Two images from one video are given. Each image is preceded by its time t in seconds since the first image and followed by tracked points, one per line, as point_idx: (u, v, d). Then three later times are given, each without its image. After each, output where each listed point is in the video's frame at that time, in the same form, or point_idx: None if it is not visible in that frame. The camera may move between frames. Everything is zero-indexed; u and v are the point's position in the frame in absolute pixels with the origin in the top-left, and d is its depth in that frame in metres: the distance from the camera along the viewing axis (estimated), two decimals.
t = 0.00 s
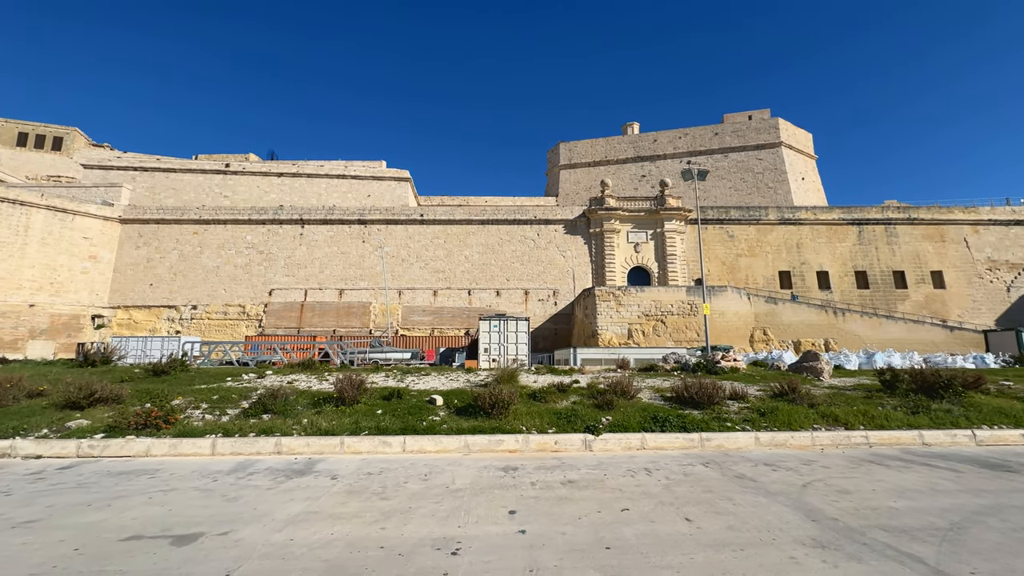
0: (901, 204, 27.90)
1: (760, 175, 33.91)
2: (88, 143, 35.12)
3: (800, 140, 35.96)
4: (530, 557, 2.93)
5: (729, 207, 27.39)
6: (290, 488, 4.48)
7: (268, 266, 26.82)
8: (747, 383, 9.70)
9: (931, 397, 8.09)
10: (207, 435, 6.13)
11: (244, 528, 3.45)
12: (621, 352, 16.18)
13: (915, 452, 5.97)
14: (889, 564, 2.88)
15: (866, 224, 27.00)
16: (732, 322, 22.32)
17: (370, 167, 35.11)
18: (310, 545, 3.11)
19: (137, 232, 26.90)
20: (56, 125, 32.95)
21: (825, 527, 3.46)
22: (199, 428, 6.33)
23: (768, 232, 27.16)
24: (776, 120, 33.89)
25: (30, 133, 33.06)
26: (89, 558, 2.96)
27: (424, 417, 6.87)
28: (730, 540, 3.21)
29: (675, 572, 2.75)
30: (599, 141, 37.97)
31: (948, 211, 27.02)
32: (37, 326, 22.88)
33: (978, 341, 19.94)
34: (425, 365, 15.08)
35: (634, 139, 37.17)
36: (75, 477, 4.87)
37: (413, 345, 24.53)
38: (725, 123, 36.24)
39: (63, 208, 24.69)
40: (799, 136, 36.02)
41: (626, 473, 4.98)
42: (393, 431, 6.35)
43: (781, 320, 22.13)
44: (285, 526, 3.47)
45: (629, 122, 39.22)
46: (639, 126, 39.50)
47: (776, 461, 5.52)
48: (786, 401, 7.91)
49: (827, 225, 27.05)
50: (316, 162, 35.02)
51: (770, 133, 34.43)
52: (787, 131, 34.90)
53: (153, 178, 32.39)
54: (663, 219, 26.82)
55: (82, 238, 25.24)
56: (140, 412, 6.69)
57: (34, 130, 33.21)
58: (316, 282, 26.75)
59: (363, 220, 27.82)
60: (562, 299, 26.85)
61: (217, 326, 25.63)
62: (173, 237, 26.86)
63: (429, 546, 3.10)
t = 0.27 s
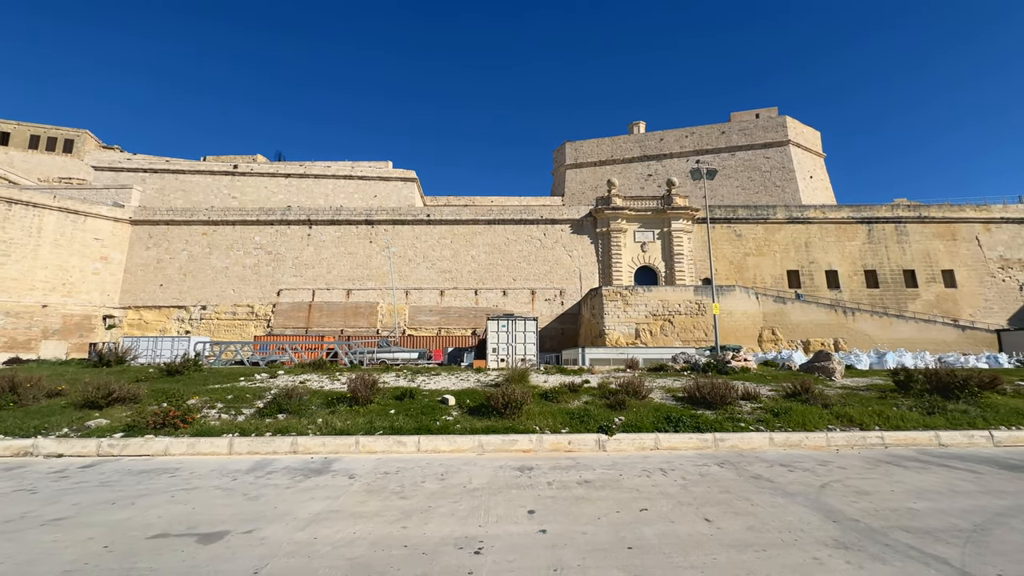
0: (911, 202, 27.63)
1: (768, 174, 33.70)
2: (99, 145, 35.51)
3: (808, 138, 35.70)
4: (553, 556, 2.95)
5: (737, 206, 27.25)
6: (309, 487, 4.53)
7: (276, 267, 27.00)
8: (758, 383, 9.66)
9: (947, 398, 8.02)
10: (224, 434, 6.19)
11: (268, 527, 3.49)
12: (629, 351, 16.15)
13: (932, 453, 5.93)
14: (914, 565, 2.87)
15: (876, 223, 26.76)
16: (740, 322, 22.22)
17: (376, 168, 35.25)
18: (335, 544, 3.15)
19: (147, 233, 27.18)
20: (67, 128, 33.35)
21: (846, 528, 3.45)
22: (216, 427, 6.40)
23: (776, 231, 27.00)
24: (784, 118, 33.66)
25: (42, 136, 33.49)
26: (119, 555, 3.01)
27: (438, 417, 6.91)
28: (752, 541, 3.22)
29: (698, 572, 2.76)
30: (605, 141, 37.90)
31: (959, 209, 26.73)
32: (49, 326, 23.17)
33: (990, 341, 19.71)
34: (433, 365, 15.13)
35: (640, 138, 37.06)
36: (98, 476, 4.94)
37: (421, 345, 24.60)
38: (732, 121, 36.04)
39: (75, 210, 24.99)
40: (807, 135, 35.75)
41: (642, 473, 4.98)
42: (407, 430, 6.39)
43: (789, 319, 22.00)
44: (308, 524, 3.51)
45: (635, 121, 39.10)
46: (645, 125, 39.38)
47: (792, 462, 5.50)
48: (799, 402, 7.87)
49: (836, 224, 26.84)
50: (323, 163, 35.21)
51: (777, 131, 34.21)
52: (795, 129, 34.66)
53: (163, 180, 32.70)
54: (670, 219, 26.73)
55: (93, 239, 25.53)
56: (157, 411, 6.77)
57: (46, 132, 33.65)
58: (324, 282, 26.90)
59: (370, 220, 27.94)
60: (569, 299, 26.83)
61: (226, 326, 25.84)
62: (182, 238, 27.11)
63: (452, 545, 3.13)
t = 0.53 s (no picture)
0: (924, 200, 27.25)
1: (777, 172, 33.41)
2: (111, 147, 35.97)
3: (818, 135, 35.33)
4: (580, 554, 2.95)
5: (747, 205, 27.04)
6: (330, 484, 4.56)
7: (285, 267, 27.20)
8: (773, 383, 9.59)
9: (967, 397, 7.90)
10: (243, 432, 6.25)
11: (293, 523, 3.51)
12: (640, 351, 16.09)
13: (955, 453, 5.85)
14: (948, 565, 2.84)
15: (888, 221, 26.43)
16: (751, 321, 22.05)
17: (384, 168, 35.39)
18: (362, 540, 3.17)
19: (159, 234, 27.49)
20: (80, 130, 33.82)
21: (874, 528, 3.41)
22: (235, 425, 6.46)
23: (786, 230, 26.77)
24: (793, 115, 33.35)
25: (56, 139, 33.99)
26: (151, 550, 3.05)
27: (453, 416, 6.93)
28: (780, 540, 3.19)
29: (728, 571, 2.74)
30: (613, 139, 37.77)
31: (974, 206, 26.33)
32: (65, 326, 23.51)
33: (1006, 340, 19.42)
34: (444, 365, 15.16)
35: (648, 137, 36.88)
36: (122, 473, 5.01)
37: (429, 344, 24.66)
38: (741, 119, 35.76)
39: (89, 211, 25.33)
40: (817, 132, 35.38)
41: (661, 472, 4.96)
42: (424, 428, 6.42)
43: (800, 319, 21.81)
44: (333, 521, 3.53)
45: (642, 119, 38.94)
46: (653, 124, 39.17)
47: (812, 462, 5.45)
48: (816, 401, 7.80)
49: (847, 222, 26.55)
50: (331, 164, 35.40)
51: (787, 129, 33.90)
52: (805, 126, 34.33)
53: (174, 181, 33.04)
54: (678, 217, 26.57)
55: (107, 240, 25.87)
56: (177, 410, 6.84)
57: (60, 135, 34.15)
58: (333, 282, 27.07)
59: (379, 220, 28.05)
60: (577, 298, 26.77)
61: (237, 326, 26.07)
62: (194, 239, 27.39)
63: (478, 542, 3.14)
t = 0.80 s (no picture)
0: (941, 197, 26.75)
1: (790, 170, 33.01)
2: (126, 151, 36.55)
3: (831, 132, 34.85)
4: (610, 558, 2.93)
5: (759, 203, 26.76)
6: (353, 486, 4.57)
7: (297, 268, 27.43)
8: (791, 383, 9.47)
9: (993, 399, 7.73)
10: (264, 432, 6.31)
11: (320, 524, 3.53)
12: (653, 351, 15.99)
13: (984, 456, 5.72)
14: (988, 573, 2.77)
15: (904, 219, 25.98)
16: (764, 321, 21.82)
17: (393, 169, 35.57)
18: (390, 542, 3.17)
19: (174, 236, 27.86)
20: (97, 134, 34.41)
21: (908, 533, 3.34)
22: (255, 426, 6.53)
23: (799, 228, 26.43)
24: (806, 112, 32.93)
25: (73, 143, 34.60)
26: (183, 550, 3.08)
27: (471, 417, 6.93)
28: (812, 545, 3.15)
29: None
30: (622, 138, 37.58)
31: (993, 203, 25.79)
32: (83, 327, 23.93)
33: None
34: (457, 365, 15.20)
35: (658, 136, 36.65)
36: (147, 473, 5.07)
37: (440, 344, 24.72)
38: (752, 117, 35.40)
39: (106, 214, 25.73)
40: (830, 129, 34.89)
41: (684, 475, 4.92)
42: (442, 429, 6.43)
43: (815, 318, 21.52)
44: (359, 523, 3.54)
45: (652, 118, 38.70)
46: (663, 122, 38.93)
47: (837, 464, 5.37)
48: (837, 402, 7.69)
49: (862, 220, 26.15)
50: (341, 165, 35.64)
51: (799, 126, 33.47)
52: (818, 124, 33.87)
53: (187, 184, 33.47)
54: (689, 217, 26.36)
55: (123, 242, 26.27)
56: (198, 410, 6.93)
57: (77, 139, 34.76)
58: (344, 283, 27.25)
59: (389, 221, 28.17)
60: (587, 298, 26.67)
61: (250, 326, 26.35)
62: (207, 240, 27.73)
63: (506, 545, 3.13)
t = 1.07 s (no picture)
0: (963, 193, 26.15)
1: (805, 167, 32.53)
2: (144, 155, 37.25)
3: (847, 128, 34.27)
4: (644, 561, 2.90)
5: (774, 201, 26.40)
6: (378, 486, 4.60)
7: (311, 269, 27.71)
8: (813, 384, 9.32)
9: None
10: (286, 432, 6.37)
11: (349, 525, 3.55)
12: (668, 351, 15.86)
13: (1018, 460, 5.56)
14: None
15: (924, 216, 25.46)
16: (780, 321, 21.54)
17: (405, 170, 35.75)
18: (421, 543, 3.19)
19: (191, 238, 28.30)
20: (115, 139, 35.10)
21: (947, 539, 3.26)
22: (278, 426, 6.59)
23: (815, 226, 26.03)
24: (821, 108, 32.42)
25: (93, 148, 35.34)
26: (218, 549, 3.12)
27: (490, 417, 6.93)
28: (849, 550, 3.09)
29: None
30: (633, 137, 37.36)
31: (1017, 199, 25.13)
32: (104, 328, 24.43)
33: None
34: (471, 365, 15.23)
35: (669, 134, 36.37)
36: (176, 472, 5.15)
37: (453, 344, 24.79)
38: (766, 114, 34.96)
39: (125, 217, 26.24)
40: (846, 125, 34.31)
41: (709, 477, 4.86)
42: (462, 430, 6.43)
43: (832, 317, 21.17)
44: (388, 523, 3.55)
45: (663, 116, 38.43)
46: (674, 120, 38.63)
47: (866, 467, 5.27)
48: (862, 403, 7.56)
49: (880, 217, 25.67)
50: (354, 167, 35.93)
51: (815, 122, 32.96)
52: (833, 120, 33.32)
53: (203, 187, 33.99)
54: (703, 215, 26.09)
55: (142, 245, 26.75)
56: (221, 410, 7.02)
57: (97, 144, 35.50)
58: (357, 283, 27.46)
59: (401, 222, 28.33)
60: (600, 298, 26.55)
61: (265, 327, 26.68)
62: (223, 242, 28.14)
63: (537, 547, 3.12)
